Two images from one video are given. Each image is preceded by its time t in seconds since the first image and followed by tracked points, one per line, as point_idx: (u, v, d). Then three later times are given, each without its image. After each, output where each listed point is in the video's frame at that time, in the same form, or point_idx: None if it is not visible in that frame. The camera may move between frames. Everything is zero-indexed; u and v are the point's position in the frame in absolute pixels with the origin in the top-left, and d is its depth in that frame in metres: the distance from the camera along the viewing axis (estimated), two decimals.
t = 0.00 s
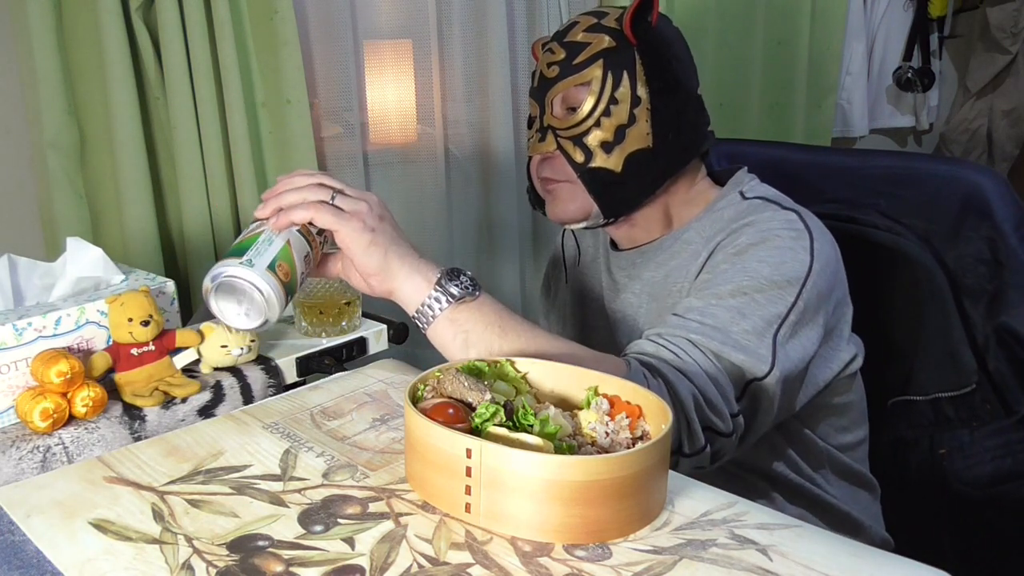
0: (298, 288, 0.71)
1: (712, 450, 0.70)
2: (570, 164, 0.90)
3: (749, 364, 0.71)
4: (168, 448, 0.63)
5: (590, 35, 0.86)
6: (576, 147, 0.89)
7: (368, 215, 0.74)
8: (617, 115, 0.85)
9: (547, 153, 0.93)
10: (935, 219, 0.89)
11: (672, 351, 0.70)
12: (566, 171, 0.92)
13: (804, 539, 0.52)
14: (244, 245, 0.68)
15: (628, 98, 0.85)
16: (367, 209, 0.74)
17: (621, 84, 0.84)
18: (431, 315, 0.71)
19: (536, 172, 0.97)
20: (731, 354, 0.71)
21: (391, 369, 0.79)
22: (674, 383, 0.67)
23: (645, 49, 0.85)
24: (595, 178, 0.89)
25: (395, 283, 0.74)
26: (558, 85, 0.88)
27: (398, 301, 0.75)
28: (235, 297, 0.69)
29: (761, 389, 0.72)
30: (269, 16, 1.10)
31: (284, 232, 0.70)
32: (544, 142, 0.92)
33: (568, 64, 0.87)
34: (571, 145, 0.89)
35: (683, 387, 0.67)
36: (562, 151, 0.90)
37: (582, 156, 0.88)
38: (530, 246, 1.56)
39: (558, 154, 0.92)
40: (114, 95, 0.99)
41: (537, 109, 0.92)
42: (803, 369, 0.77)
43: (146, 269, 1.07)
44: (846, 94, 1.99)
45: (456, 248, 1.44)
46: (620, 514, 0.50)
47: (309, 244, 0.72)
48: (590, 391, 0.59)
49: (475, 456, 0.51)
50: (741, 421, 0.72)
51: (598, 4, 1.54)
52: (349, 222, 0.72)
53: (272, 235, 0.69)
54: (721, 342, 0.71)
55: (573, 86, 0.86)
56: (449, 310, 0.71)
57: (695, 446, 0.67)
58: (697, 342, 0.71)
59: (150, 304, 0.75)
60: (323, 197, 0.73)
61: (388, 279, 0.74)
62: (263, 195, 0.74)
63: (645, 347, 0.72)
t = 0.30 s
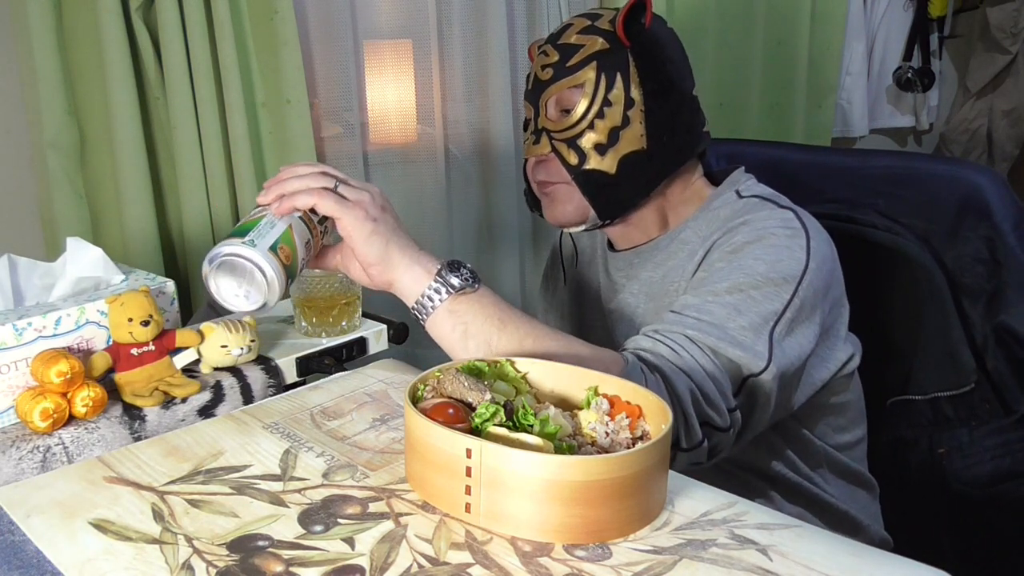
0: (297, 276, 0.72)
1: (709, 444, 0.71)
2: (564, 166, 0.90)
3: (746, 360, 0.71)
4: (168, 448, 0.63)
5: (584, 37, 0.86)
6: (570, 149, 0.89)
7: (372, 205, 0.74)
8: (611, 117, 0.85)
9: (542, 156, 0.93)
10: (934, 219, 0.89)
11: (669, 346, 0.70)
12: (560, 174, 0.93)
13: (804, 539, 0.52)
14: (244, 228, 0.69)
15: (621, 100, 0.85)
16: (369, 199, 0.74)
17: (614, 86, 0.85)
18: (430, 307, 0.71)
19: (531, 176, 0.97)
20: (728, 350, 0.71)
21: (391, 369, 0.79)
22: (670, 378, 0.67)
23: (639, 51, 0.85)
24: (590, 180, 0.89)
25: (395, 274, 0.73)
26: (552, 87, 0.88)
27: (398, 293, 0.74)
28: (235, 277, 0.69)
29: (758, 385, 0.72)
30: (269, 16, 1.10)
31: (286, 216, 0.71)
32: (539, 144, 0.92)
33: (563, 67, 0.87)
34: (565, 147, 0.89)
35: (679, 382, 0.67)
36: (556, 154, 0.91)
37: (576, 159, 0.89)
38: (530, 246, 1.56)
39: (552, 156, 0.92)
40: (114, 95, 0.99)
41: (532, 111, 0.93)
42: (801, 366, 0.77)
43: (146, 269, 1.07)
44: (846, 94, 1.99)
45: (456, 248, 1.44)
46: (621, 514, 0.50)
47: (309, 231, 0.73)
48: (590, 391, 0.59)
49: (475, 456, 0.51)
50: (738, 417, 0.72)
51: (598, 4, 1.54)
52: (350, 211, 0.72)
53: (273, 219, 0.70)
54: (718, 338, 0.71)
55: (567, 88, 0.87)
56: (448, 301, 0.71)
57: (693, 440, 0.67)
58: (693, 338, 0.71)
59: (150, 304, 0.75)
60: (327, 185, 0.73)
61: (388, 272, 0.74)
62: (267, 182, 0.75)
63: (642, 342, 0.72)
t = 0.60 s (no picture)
0: (293, 265, 0.72)
1: (710, 433, 0.71)
2: (562, 167, 0.90)
3: (745, 349, 0.71)
4: (168, 448, 0.63)
5: (582, 38, 0.86)
6: (568, 150, 0.89)
7: (371, 195, 0.75)
8: (608, 118, 0.85)
9: (540, 157, 0.93)
10: (934, 219, 0.89)
11: (668, 337, 0.70)
12: (557, 175, 0.93)
13: (804, 539, 0.52)
14: (243, 211, 0.69)
15: (619, 102, 0.85)
16: (368, 189, 0.75)
17: (612, 88, 0.85)
18: (428, 296, 0.71)
19: (528, 177, 0.97)
20: (727, 338, 0.71)
21: (391, 369, 0.79)
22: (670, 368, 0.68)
23: (637, 52, 0.85)
24: (587, 182, 0.89)
25: (393, 264, 0.73)
26: (550, 88, 0.88)
27: (397, 283, 0.73)
28: (232, 259, 0.67)
29: (756, 376, 0.72)
30: (269, 16, 1.10)
31: (284, 203, 0.72)
32: (536, 145, 0.92)
33: (561, 67, 0.87)
34: (563, 148, 0.89)
35: (679, 371, 0.68)
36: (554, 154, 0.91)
37: (573, 159, 0.89)
38: (530, 245, 1.56)
39: (550, 157, 0.92)
40: (114, 95, 0.99)
41: (530, 112, 0.93)
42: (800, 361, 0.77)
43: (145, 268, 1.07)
44: (846, 94, 1.99)
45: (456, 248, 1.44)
46: (621, 514, 0.50)
47: (308, 219, 0.74)
48: (590, 391, 0.59)
49: (475, 456, 0.51)
50: (739, 405, 0.72)
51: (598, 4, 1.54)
52: (349, 198, 0.73)
53: (272, 206, 0.71)
54: (717, 327, 0.71)
55: (565, 89, 0.87)
56: (448, 289, 0.71)
57: (693, 428, 0.68)
58: (692, 328, 0.71)
59: (150, 304, 0.75)
60: (326, 175, 0.75)
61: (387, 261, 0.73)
62: (266, 173, 0.76)
63: (642, 333, 0.72)
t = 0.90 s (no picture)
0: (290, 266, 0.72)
1: (705, 442, 0.70)
2: (563, 168, 0.90)
3: (743, 358, 0.71)
4: (168, 448, 0.63)
5: (583, 38, 0.86)
6: (568, 151, 0.89)
7: (368, 197, 0.75)
8: (609, 119, 0.85)
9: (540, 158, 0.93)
10: (933, 219, 0.89)
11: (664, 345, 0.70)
12: (557, 175, 0.93)
13: (804, 539, 0.52)
14: (242, 211, 0.69)
15: (620, 103, 0.85)
16: (366, 192, 0.75)
17: (612, 88, 0.85)
18: (425, 300, 0.71)
19: (529, 178, 0.97)
20: (724, 348, 0.71)
21: (391, 369, 0.79)
22: (666, 377, 0.67)
23: (638, 52, 0.85)
24: (588, 183, 0.89)
25: (391, 267, 0.73)
26: (550, 88, 0.88)
27: (393, 286, 0.74)
28: (228, 259, 0.68)
29: (754, 383, 0.72)
30: (269, 16, 1.10)
31: (282, 204, 0.72)
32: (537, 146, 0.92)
33: (561, 68, 0.87)
34: (564, 148, 0.89)
35: (675, 380, 0.67)
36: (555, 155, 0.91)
37: (574, 160, 0.89)
38: (530, 246, 1.56)
39: (551, 158, 0.92)
40: (114, 95, 0.99)
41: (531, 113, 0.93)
42: (799, 365, 0.77)
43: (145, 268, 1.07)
44: (846, 94, 1.99)
45: (456, 248, 1.44)
46: (621, 514, 0.50)
47: (305, 220, 0.73)
48: (590, 391, 0.59)
49: (475, 456, 0.51)
50: (735, 414, 0.72)
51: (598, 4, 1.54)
52: (347, 201, 0.73)
53: (269, 207, 0.70)
54: (713, 336, 0.71)
55: (565, 90, 0.87)
56: (444, 294, 0.71)
57: (688, 437, 0.67)
58: (688, 337, 0.71)
59: (150, 304, 0.75)
60: (324, 175, 0.74)
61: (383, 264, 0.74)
62: (264, 173, 0.75)
63: (637, 340, 0.72)
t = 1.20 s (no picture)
0: (286, 279, 0.72)
1: (704, 452, 0.69)
2: (562, 169, 0.90)
3: (743, 366, 0.71)
4: (168, 448, 0.63)
5: (583, 39, 0.86)
6: (568, 152, 0.89)
7: (366, 208, 0.75)
8: (609, 121, 0.85)
9: (540, 158, 0.93)
10: (933, 219, 0.89)
11: (663, 353, 0.70)
12: (557, 175, 0.93)
13: (804, 539, 0.52)
14: (237, 226, 0.69)
15: (620, 104, 0.85)
16: (363, 202, 0.76)
17: (613, 90, 0.85)
18: (423, 311, 0.71)
19: (528, 180, 0.98)
20: (723, 355, 0.71)
21: (391, 369, 0.79)
22: (664, 384, 0.66)
23: (638, 53, 0.85)
24: (588, 184, 0.89)
25: (388, 277, 0.74)
26: (551, 90, 0.88)
27: (391, 296, 0.74)
28: (225, 273, 0.68)
29: (754, 391, 0.72)
30: (269, 16, 1.10)
31: (278, 217, 0.71)
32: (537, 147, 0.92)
33: (561, 69, 0.87)
34: (564, 150, 0.89)
35: (673, 389, 0.66)
36: (554, 156, 0.91)
37: (574, 161, 0.89)
38: (530, 247, 1.56)
39: (551, 159, 0.92)
40: (114, 95, 0.99)
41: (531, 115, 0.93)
42: (798, 370, 0.77)
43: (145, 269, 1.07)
44: (846, 94, 1.99)
45: (456, 248, 1.44)
46: (621, 514, 0.50)
47: (303, 232, 0.73)
48: (590, 391, 0.59)
49: (475, 456, 0.51)
50: (734, 423, 0.71)
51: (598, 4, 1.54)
52: (343, 212, 0.73)
53: (265, 220, 0.70)
54: (713, 344, 0.71)
55: (565, 91, 0.87)
56: (442, 305, 0.71)
57: (687, 447, 0.65)
58: (687, 345, 0.71)
59: (150, 304, 0.75)
60: (320, 187, 0.74)
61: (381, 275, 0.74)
62: (260, 184, 0.75)
63: (637, 349, 0.72)
